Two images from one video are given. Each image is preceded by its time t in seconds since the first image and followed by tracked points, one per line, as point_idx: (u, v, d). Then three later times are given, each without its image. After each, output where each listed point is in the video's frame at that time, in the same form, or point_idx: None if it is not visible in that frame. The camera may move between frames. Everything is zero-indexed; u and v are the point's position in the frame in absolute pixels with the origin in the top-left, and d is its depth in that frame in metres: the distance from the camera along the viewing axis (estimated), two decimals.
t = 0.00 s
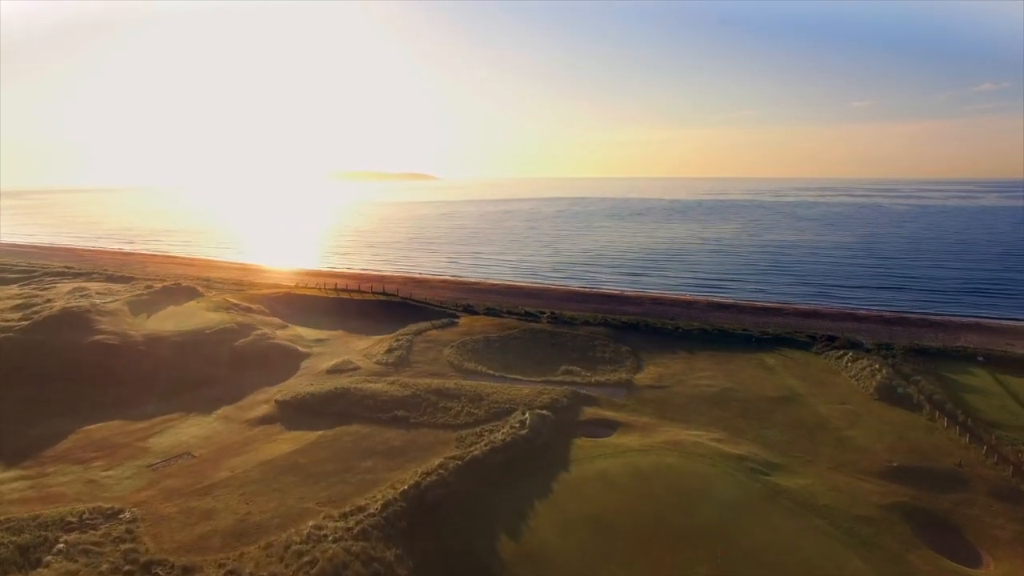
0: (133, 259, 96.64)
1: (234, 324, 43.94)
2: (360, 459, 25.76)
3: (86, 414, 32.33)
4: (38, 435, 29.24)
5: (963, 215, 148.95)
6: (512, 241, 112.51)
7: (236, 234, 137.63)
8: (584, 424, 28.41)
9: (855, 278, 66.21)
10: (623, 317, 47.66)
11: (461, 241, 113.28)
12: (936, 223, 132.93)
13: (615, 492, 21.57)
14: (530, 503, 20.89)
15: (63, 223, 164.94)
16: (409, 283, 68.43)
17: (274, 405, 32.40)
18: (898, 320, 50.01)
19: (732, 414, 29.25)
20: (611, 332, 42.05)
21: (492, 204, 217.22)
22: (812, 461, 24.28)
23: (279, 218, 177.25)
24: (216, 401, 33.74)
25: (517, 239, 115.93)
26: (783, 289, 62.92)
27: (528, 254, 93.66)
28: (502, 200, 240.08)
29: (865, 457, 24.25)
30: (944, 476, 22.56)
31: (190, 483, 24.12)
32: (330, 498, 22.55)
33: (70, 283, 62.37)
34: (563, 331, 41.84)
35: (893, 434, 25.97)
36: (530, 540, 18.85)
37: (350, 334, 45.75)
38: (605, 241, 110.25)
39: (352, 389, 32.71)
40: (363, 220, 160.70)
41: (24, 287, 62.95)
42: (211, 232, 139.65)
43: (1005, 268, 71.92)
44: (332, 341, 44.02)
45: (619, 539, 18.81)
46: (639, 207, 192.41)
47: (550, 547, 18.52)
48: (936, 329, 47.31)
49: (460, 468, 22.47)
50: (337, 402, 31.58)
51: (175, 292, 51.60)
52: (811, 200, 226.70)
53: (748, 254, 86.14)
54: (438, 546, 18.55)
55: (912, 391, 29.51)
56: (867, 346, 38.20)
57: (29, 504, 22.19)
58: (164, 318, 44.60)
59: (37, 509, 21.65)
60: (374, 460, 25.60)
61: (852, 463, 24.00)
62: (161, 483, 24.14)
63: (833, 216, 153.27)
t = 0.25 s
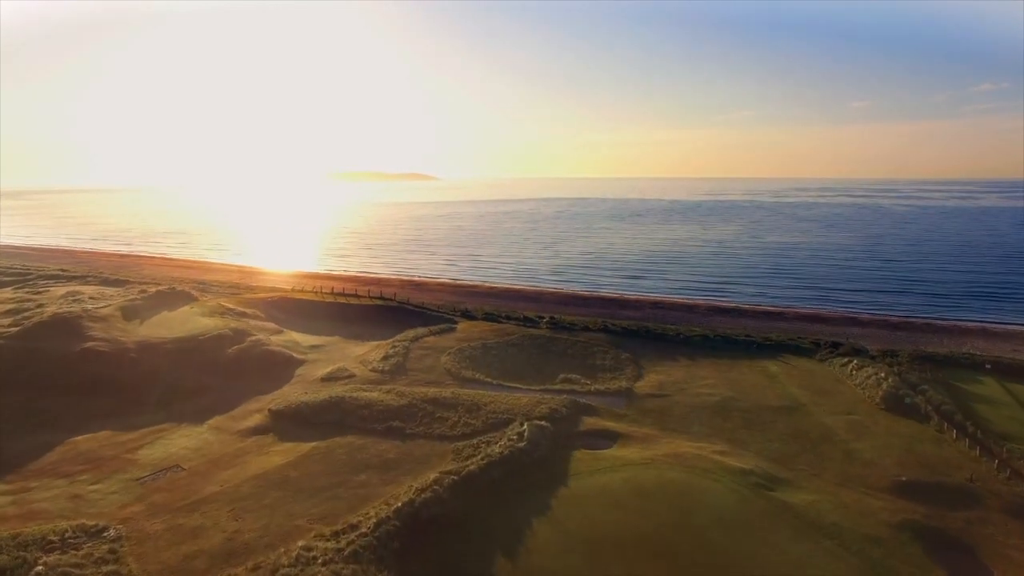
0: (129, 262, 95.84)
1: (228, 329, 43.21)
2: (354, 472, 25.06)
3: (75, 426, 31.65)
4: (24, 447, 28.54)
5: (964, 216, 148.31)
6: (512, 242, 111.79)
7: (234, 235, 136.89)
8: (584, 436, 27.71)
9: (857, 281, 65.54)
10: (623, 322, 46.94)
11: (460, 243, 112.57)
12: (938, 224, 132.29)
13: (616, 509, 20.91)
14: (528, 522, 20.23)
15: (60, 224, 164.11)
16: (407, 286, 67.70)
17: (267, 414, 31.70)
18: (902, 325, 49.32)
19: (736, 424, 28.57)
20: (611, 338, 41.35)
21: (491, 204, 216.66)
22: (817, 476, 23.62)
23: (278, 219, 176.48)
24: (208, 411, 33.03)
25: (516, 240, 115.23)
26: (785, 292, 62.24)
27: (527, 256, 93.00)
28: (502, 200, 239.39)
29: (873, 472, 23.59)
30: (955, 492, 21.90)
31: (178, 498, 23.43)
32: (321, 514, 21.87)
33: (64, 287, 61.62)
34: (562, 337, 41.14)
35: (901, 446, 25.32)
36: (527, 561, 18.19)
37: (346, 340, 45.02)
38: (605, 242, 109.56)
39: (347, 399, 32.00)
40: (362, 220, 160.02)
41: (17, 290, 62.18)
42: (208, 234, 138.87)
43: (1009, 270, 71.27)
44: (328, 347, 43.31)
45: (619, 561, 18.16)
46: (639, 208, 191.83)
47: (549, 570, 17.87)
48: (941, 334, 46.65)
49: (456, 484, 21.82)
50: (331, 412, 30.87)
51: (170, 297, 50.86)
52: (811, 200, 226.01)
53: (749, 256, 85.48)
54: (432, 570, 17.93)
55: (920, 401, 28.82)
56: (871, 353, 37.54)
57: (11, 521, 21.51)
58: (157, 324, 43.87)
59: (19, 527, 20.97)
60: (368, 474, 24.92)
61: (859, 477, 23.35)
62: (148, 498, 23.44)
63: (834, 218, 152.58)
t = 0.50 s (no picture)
0: (124, 264, 94.94)
1: (222, 335, 42.52)
2: (347, 487, 24.36)
3: (63, 440, 30.98)
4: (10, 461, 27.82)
5: (964, 217, 147.86)
6: (511, 244, 111.00)
7: (232, 237, 136.21)
8: (584, 448, 26.99)
9: (859, 284, 64.86)
10: (623, 328, 46.26)
11: (459, 245, 111.89)
12: (939, 225, 131.70)
13: (616, 527, 20.26)
14: (525, 542, 19.61)
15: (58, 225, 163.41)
16: (405, 290, 67.01)
17: (259, 425, 30.97)
18: (906, 330, 48.65)
19: (739, 436, 27.88)
20: (611, 345, 40.67)
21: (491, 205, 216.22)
22: (824, 491, 22.94)
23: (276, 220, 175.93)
24: (199, 422, 32.31)
25: (516, 242, 114.55)
26: (787, 296, 61.59)
27: (527, 258, 92.34)
28: (501, 201, 238.84)
29: (881, 487, 22.92)
30: (967, 509, 21.22)
31: (166, 512, 22.72)
32: (312, 532, 21.17)
33: (57, 290, 60.86)
34: (561, 344, 40.44)
35: (909, 460, 24.61)
36: None
37: (342, 346, 44.32)
38: (604, 244, 108.94)
39: (341, 408, 31.29)
40: (361, 222, 159.48)
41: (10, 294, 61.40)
42: (207, 235, 138.25)
43: (1012, 273, 70.63)
44: (324, 354, 42.58)
45: None
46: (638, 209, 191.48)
47: None
48: (945, 339, 45.99)
49: (451, 502, 21.20)
50: (325, 423, 30.13)
51: (163, 302, 50.09)
52: (811, 200, 225.57)
53: (750, 259, 84.87)
54: None
55: (927, 412, 28.13)
56: (876, 360, 36.88)
57: None
58: (149, 330, 43.14)
59: None
60: (361, 488, 24.21)
61: (866, 492, 22.69)
62: (135, 513, 22.73)
63: (835, 218, 152.01)
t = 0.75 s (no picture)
0: (119, 266, 94.09)
1: (215, 341, 41.81)
2: (339, 501, 23.69)
3: (50, 451, 30.26)
4: None
5: (965, 218, 147.34)
6: (509, 246, 110.22)
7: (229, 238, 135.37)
8: (583, 461, 26.32)
9: (861, 287, 64.28)
10: (623, 333, 45.59)
11: (458, 247, 111.15)
12: (940, 226, 131.08)
13: (616, 545, 19.59)
14: (522, 561, 18.97)
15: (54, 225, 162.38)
16: (403, 293, 66.29)
17: (251, 435, 30.28)
18: (910, 334, 48.03)
19: (742, 448, 27.19)
20: (611, 351, 40.01)
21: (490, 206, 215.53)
22: (830, 507, 22.27)
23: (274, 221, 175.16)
24: (190, 431, 31.60)
25: (515, 244, 113.86)
26: (788, 299, 60.96)
27: (525, 260, 91.68)
28: (500, 201, 238.07)
29: (890, 502, 22.24)
30: (979, 528, 20.55)
31: (152, 529, 22.02)
32: (303, 551, 20.50)
33: (50, 294, 60.05)
34: (560, 350, 39.77)
35: (918, 473, 23.95)
36: None
37: (338, 352, 43.66)
38: (604, 246, 108.26)
39: (334, 418, 30.59)
40: (360, 223, 158.68)
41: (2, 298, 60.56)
42: (204, 237, 137.40)
43: (1014, 275, 70.09)
44: (319, 360, 41.91)
45: None
46: (637, 210, 190.89)
47: None
48: (950, 344, 45.33)
49: (447, 518, 20.63)
50: (318, 433, 29.43)
51: (156, 306, 49.30)
52: (811, 201, 225.09)
53: (750, 261, 84.26)
54: None
55: (936, 423, 27.46)
56: (881, 367, 36.21)
57: None
58: (142, 336, 42.40)
59: None
60: (354, 503, 23.53)
61: (874, 508, 22.02)
62: (121, 530, 22.04)
63: (835, 219, 151.37)
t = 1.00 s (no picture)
0: (115, 268, 93.29)
1: (209, 347, 41.11)
2: (331, 517, 22.99)
3: (36, 462, 29.54)
4: None
5: (966, 220, 146.79)
6: (508, 247, 109.48)
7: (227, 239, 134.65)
8: (583, 473, 25.63)
9: (863, 291, 63.65)
10: (623, 339, 44.91)
11: (457, 249, 110.46)
12: (941, 227, 130.37)
13: (616, 566, 18.94)
14: None
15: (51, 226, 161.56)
16: (401, 297, 65.59)
17: (243, 446, 29.56)
18: (914, 339, 47.37)
19: (746, 459, 26.49)
20: (611, 358, 39.31)
21: (490, 207, 214.89)
22: (838, 523, 21.59)
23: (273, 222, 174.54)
24: (181, 442, 30.88)
25: (514, 245, 113.19)
26: (790, 303, 60.30)
27: (525, 263, 90.99)
28: (499, 202, 237.37)
29: (899, 519, 21.56)
30: (992, 547, 19.88)
31: (137, 547, 21.33)
32: (293, 570, 19.82)
33: (43, 298, 59.28)
34: (559, 357, 39.07)
35: (928, 488, 23.27)
36: None
37: (333, 358, 42.96)
38: (603, 248, 107.64)
39: (328, 428, 29.88)
40: (359, 224, 157.94)
41: None
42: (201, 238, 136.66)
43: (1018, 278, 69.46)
44: (314, 367, 41.21)
45: None
46: (637, 211, 190.32)
47: None
48: (956, 350, 44.62)
49: (442, 536, 20.16)
50: (311, 444, 28.71)
51: (150, 310, 48.53)
52: (811, 201, 224.61)
53: (751, 263, 83.62)
54: None
55: (945, 434, 26.78)
56: (886, 375, 35.51)
57: None
58: (134, 342, 41.69)
59: None
60: (348, 519, 22.84)
61: (883, 525, 21.34)
62: (105, 548, 21.35)
63: (836, 220, 150.67)
